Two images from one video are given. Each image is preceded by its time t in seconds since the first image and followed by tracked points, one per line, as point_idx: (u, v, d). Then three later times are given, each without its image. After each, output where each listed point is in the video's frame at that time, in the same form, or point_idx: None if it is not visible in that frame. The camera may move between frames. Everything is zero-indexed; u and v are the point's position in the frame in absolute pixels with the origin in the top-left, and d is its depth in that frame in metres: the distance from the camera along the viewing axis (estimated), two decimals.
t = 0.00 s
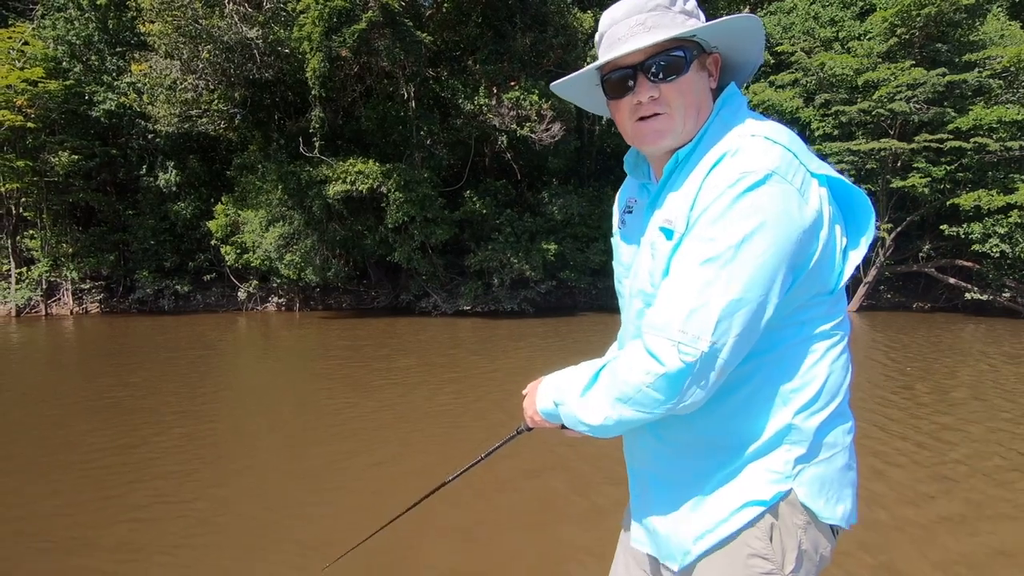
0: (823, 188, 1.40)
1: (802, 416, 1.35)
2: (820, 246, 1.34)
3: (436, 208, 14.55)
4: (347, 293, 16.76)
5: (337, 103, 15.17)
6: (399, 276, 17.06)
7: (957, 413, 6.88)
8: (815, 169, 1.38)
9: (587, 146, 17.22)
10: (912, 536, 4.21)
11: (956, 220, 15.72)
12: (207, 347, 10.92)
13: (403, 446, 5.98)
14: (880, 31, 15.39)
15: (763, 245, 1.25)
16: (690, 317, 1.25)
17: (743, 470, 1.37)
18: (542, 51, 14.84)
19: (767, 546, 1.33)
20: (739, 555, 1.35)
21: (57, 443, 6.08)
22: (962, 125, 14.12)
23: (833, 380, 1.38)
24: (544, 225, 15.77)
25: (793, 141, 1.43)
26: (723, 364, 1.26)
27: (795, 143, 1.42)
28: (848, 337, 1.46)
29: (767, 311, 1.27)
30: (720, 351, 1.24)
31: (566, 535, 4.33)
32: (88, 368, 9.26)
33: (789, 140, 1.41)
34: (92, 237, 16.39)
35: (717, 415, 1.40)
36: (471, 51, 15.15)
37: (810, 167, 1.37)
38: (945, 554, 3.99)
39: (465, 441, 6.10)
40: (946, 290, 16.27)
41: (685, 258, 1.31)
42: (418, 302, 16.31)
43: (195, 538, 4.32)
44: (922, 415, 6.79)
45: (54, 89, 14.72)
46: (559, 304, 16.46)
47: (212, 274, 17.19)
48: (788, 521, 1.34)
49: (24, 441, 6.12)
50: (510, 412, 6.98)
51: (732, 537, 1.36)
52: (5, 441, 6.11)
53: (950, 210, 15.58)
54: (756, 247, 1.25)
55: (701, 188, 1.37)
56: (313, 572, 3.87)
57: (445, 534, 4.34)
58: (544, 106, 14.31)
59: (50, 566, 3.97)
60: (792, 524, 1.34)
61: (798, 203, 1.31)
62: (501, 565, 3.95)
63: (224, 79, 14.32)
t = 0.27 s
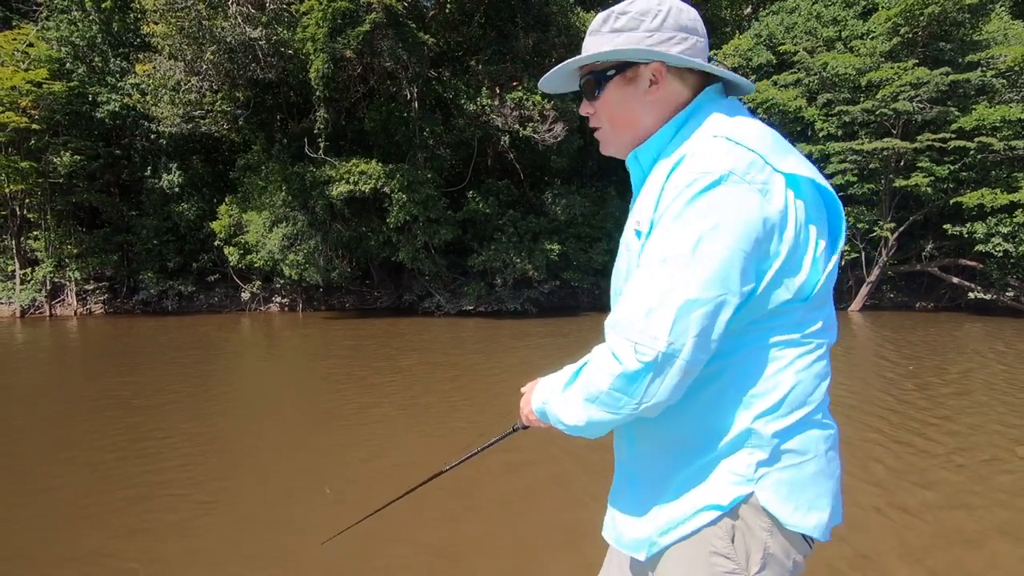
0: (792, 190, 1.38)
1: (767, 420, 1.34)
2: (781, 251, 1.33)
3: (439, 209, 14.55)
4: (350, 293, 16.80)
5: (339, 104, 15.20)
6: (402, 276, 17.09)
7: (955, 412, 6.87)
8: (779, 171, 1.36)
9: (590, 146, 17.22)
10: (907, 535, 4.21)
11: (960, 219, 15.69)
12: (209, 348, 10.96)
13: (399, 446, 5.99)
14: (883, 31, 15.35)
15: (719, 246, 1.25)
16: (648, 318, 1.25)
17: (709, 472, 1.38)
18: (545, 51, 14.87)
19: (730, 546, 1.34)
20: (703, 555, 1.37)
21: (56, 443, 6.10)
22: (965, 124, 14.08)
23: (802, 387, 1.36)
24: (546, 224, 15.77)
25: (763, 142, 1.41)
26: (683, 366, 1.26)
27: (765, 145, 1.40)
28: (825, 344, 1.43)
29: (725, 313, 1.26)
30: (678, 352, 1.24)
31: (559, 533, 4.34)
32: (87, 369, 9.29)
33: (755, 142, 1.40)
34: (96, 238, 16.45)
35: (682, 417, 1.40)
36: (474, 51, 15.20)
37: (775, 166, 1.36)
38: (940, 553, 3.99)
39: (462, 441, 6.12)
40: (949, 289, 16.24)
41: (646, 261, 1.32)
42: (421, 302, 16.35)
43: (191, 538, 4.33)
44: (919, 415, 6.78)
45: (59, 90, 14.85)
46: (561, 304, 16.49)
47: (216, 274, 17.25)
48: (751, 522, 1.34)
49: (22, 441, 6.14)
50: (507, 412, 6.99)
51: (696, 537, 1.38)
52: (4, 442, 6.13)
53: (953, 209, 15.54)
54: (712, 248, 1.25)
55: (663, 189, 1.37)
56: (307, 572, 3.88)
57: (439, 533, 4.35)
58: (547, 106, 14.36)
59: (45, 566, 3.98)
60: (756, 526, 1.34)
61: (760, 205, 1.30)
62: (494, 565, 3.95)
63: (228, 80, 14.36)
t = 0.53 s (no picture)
0: (733, 185, 1.35)
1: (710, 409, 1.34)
2: (713, 236, 1.30)
3: (441, 208, 14.54)
4: (352, 293, 16.83)
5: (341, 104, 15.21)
6: (404, 275, 17.11)
7: (953, 412, 6.86)
8: (719, 158, 1.35)
9: (591, 145, 17.20)
10: (904, 536, 4.19)
11: (963, 217, 15.64)
12: (211, 347, 10.98)
13: (396, 446, 5.99)
14: (885, 29, 15.30)
15: (644, 231, 1.27)
16: (577, 303, 1.30)
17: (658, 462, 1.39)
18: (547, 51, 14.89)
19: (694, 542, 1.35)
20: (669, 551, 1.38)
21: (53, 443, 6.11)
22: (967, 123, 14.05)
23: (749, 376, 1.33)
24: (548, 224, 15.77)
25: (712, 133, 1.40)
26: (613, 348, 1.28)
27: (710, 140, 1.39)
28: (786, 338, 1.37)
29: (650, 298, 1.26)
30: (607, 335, 1.27)
31: (555, 534, 4.33)
32: (87, 369, 9.30)
33: (696, 134, 1.39)
34: (99, 238, 16.50)
35: (636, 407, 1.43)
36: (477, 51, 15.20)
37: (710, 159, 1.34)
38: (936, 554, 3.97)
39: (459, 441, 6.11)
40: (950, 288, 16.22)
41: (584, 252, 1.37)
42: (423, 302, 16.37)
43: (186, 538, 4.33)
44: (918, 414, 6.78)
45: (61, 90, 14.88)
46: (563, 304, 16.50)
47: (218, 274, 17.27)
48: (714, 520, 1.34)
49: (20, 442, 6.14)
50: (504, 412, 6.99)
51: (661, 533, 1.38)
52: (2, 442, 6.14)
53: (955, 208, 15.53)
54: (636, 233, 1.27)
55: (606, 184, 1.42)
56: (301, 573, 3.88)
57: (435, 534, 4.34)
58: (549, 106, 14.39)
59: (40, 567, 3.98)
60: (719, 524, 1.34)
61: (691, 192, 1.30)
62: (489, 566, 3.94)
63: (230, 80, 14.37)
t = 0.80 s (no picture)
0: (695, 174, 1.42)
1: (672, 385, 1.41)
2: (669, 220, 1.38)
3: (444, 208, 14.55)
4: (354, 292, 16.85)
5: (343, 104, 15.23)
6: (406, 275, 17.13)
7: (954, 409, 6.86)
8: (680, 152, 1.42)
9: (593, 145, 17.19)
10: (904, 534, 4.20)
11: (966, 216, 15.60)
12: (213, 347, 11.03)
13: (398, 445, 6.01)
14: (888, 28, 15.25)
15: (604, 215, 1.36)
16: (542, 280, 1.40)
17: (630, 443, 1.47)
18: (550, 51, 14.90)
19: (679, 539, 1.41)
20: (657, 548, 1.44)
21: (56, 443, 6.13)
22: (970, 122, 14.01)
23: (711, 354, 1.38)
24: (551, 223, 15.75)
25: (679, 132, 1.48)
26: (574, 321, 1.35)
27: (676, 135, 1.47)
28: (752, 323, 1.41)
29: (608, 275, 1.34)
30: (567, 307, 1.35)
31: (555, 533, 4.34)
32: (89, 368, 9.32)
33: (660, 131, 1.47)
34: (102, 237, 16.56)
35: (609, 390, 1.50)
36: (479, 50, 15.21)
37: (671, 151, 1.42)
38: (936, 552, 3.98)
39: (460, 440, 6.13)
40: (953, 287, 16.20)
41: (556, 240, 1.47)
42: (426, 301, 16.39)
43: (188, 537, 4.35)
44: (917, 412, 6.80)
45: (64, 90, 14.91)
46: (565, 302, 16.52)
47: (221, 274, 17.31)
48: (699, 518, 1.40)
49: (22, 442, 6.16)
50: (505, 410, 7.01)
51: (648, 530, 1.45)
52: (6, 442, 6.16)
53: (958, 206, 15.50)
54: (596, 216, 1.36)
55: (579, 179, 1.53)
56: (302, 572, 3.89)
57: (436, 533, 4.36)
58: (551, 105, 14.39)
59: (43, 567, 4.00)
60: (702, 521, 1.40)
61: (650, 179, 1.38)
62: (489, 564, 3.96)
63: (233, 79, 14.40)
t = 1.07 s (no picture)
0: (682, 174, 1.44)
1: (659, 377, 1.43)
2: (655, 216, 1.40)
3: (448, 208, 14.58)
4: (358, 292, 16.90)
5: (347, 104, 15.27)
6: (410, 275, 17.18)
7: (957, 409, 6.84)
8: (666, 151, 1.45)
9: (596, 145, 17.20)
10: (908, 536, 4.16)
11: (970, 215, 15.56)
12: (217, 346, 11.08)
13: (399, 445, 5.99)
14: (892, 27, 15.19)
15: (591, 210, 1.39)
16: (532, 271, 1.43)
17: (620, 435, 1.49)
18: (554, 51, 14.92)
19: (672, 535, 1.42)
20: (651, 544, 1.46)
21: (59, 442, 6.14)
22: (975, 121, 13.97)
23: (697, 349, 1.40)
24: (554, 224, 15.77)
25: (667, 134, 1.51)
26: (562, 311, 1.37)
27: (665, 137, 1.49)
28: (737, 319, 1.42)
29: (596, 267, 1.36)
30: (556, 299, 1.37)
31: (555, 533, 4.32)
32: (92, 368, 9.33)
33: (645, 132, 1.51)
34: (108, 238, 16.64)
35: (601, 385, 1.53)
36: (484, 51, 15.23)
37: (659, 152, 1.45)
38: (940, 554, 3.94)
39: (462, 440, 6.12)
40: (957, 286, 16.14)
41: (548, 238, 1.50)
42: (430, 301, 16.42)
43: (187, 538, 4.33)
44: (919, 411, 6.79)
45: (70, 92, 14.93)
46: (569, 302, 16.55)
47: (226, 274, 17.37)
48: (691, 513, 1.40)
49: (24, 441, 6.16)
50: (508, 410, 6.99)
51: (641, 526, 1.47)
52: (7, 441, 6.17)
53: (962, 206, 15.45)
54: (583, 210, 1.40)
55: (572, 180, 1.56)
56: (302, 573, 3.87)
57: (435, 534, 4.34)
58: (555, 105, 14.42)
59: (41, 567, 3.99)
60: (694, 516, 1.40)
61: (638, 178, 1.41)
62: (489, 565, 3.93)
63: (239, 80, 14.45)
